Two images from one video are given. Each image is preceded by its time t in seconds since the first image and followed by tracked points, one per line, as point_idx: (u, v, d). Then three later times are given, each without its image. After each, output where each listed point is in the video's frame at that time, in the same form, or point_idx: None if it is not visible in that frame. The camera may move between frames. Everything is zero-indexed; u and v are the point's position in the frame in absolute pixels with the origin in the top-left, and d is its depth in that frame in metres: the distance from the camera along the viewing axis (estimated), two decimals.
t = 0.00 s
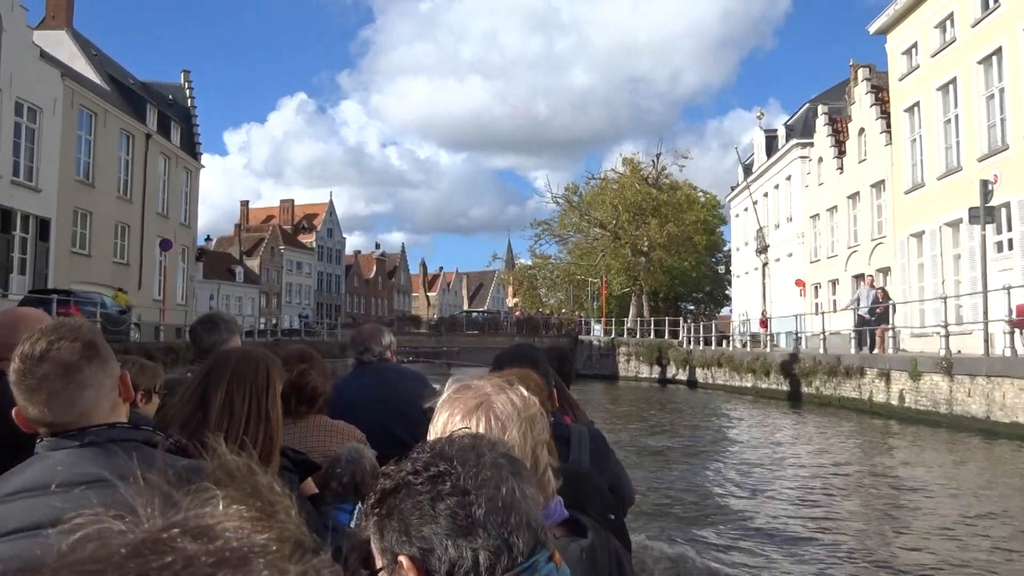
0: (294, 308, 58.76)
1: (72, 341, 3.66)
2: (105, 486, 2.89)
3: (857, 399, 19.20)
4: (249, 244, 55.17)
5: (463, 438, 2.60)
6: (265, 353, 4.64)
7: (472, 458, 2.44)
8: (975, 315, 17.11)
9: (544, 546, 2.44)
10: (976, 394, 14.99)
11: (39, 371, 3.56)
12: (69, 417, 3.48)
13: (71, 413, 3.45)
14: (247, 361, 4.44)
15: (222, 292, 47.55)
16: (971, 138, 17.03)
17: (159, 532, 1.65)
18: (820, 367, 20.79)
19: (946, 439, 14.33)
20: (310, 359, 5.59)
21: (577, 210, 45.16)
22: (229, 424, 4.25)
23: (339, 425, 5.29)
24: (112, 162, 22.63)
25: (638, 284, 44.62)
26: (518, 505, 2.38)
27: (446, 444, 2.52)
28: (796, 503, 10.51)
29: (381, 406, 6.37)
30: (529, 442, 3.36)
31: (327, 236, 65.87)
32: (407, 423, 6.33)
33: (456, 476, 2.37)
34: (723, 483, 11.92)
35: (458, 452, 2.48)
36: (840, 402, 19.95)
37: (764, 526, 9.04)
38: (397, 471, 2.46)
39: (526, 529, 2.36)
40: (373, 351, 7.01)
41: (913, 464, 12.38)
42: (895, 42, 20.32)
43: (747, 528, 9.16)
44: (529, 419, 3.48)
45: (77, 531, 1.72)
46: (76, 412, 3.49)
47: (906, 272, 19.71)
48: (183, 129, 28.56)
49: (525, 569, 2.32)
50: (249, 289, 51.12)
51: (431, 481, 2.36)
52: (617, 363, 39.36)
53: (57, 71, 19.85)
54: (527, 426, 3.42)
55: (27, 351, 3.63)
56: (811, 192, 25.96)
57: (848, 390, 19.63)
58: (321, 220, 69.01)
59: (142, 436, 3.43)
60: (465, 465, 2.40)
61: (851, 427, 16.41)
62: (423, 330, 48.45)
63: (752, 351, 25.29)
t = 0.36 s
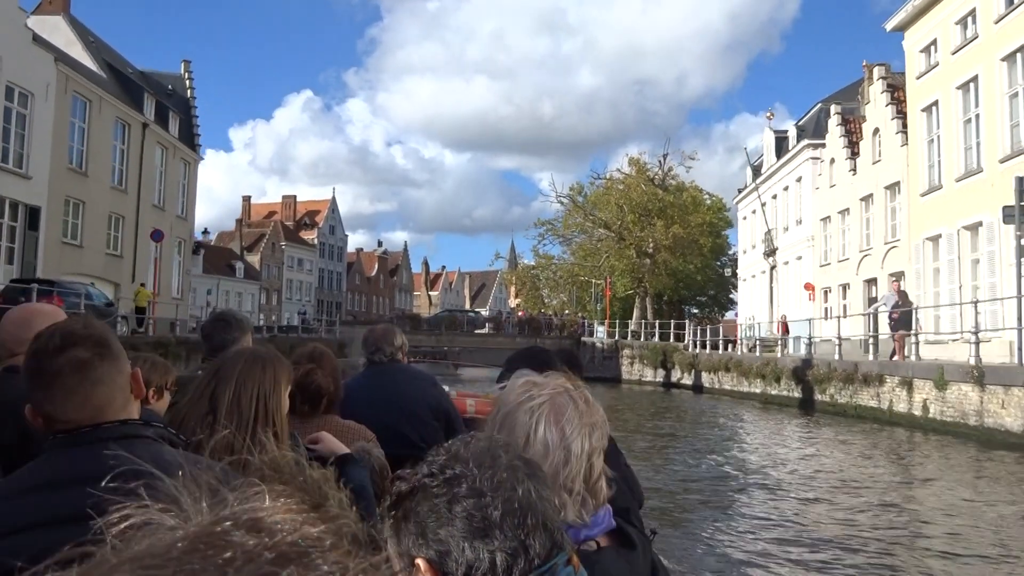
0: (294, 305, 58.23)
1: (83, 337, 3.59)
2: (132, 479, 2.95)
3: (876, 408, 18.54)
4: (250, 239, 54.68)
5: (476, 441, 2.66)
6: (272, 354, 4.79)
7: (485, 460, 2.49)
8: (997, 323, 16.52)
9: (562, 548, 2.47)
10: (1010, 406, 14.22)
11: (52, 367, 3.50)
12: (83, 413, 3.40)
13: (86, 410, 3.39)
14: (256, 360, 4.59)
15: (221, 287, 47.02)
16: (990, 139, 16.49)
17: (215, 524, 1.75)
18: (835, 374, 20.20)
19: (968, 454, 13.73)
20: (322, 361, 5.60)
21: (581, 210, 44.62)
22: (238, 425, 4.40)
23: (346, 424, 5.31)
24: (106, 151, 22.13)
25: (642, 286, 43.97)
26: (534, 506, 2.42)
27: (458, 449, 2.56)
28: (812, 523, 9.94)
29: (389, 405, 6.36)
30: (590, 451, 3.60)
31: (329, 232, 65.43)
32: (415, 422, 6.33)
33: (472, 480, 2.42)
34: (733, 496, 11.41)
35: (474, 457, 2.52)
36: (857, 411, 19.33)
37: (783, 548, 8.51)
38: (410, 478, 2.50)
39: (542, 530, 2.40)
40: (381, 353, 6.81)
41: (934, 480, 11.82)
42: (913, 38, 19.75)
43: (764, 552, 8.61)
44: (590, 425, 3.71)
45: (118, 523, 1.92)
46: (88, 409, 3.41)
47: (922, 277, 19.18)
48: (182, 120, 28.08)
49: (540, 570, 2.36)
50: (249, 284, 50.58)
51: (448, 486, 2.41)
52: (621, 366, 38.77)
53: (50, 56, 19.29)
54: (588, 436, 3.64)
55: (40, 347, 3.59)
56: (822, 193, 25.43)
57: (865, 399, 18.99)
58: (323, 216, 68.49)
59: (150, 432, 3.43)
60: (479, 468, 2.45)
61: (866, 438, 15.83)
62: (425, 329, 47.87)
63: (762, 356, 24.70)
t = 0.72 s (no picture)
0: (296, 306, 57.75)
1: (94, 340, 3.49)
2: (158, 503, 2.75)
3: (900, 415, 17.84)
4: (252, 240, 54.23)
5: (490, 444, 2.54)
6: (290, 359, 4.53)
7: (500, 467, 2.38)
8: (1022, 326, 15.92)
9: (575, 555, 2.50)
10: None
11: (62, 370, 3.42)
12: (96, 417, 3.32)
13: (97, 414, 3.31)
14: (275, 366, 4.35)
15: (222, 288, 46.52)
16: (1013, 135, 15.88)
17: (284, 514, 1.72)
18: (855, 379, 19.59)
19: (996, 464, 13.14)
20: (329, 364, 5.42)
21: (585, 211, 44.08)
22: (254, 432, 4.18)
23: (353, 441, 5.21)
24: (100, 146, 21.63)
25: (648, 288, 43.37)
26: (547, 512, 2.36)
27: (472, 454, 2.44)
28: (836, 542, 9.33)
29: (397, 408, 6.15)
30: (620, 460, 3.81)
31: (331, 233, 65.04)
32: (423, 426, 6.11)
33: (486, 486, 2.32)
34: (751, 509, 10.85)
35: (489, 462, 2.41)
36: (878, 418, 18.71)
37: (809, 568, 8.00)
38: (424, 482, 2.42)
39: (557, 537, 2.36)
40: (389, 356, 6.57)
41: (961, 493, 11.25)
42: (930, 32, 19.15)
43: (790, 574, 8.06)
44: (622, 435, 3.85)
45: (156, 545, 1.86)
46: (101, 412, 3.33)
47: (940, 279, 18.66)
48: (179, 117, 27.59)
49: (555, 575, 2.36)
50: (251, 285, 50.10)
51: (461, 493, 2.31)
52: (627, 369, 38.18)
53: (42, 49, 18.76)
54: (618, 444, 3.80)
55: (50, 350, 3.49)
56: (833, 193, 24.86)
57: (887, 405, 18.36)
58: (326, 217, 68.02)
59: (165, 434, 3.23)
60: (492, 476, 2.34)
61: (885, 447, 15.26)
62: (428, 331, 47.34)
63: (775, 360, 24.06)
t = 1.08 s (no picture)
0: (297, 307, 57.21)
1: (112, 344, 3.31)
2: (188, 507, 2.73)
3: (925, 419, 17.23)
4: (252, 241, 53.71)
5: (503, 443, 2.43)
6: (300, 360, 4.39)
7: (514, 468, 2.29)
8: None
9: (586, 557, 2.38)
10: None
11: (78, 374, 3.25)
12: (112, 423, 3.12)
13: (113, 419, 3.12)
14: (287, 368, 4.24)
15: (222, 289, 45.99)
16: None
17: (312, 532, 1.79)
18: (874, 381, 19.03)
19: None
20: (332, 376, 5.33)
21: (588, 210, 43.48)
22: (268, 436, 4.08)
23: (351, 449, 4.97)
24: (93, 143, 21.15)
25: (653, 287, 42.70)
26: (559, 515, 2.27)
27: (486, 453, 2.33)
28: (858, 555, 8.80)
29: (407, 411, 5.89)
30: (629, 465, 3.43)
31: (332, 234, 64.53)
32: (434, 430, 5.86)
33: (499, 487, 2.22)
34: (771, 519, 10.34)
35: (503, 462, 2.32)
36: (900, 421, 18.10)
37: None
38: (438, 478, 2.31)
39: (569, 540, 2.28)
40: (406, 358, 6.35)
41: (992, 504, 10.66)
42: (945, 22, 18.61)
43: None
44: (630, 439, 3.47)
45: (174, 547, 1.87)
46: (118, 417, 3.14)
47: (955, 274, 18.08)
48: (175, 114, 27.08)
49: None
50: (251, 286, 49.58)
51: (475, 492, 2.21)
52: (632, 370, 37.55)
53: (31, 43, 18.28)
54: (627, 450, 3.44)
55: (69, 355, 3.34)
56: (843, 189, 24.32)
57: (910, 408, 17.74)
58: (327, 218, 67.47)
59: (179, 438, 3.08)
60: (507, 477, 2.24)
61: (905, 453, 14.67)
62: (430, 332, 46.75)
63: (787, 360, 23.50)
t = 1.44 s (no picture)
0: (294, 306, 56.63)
1: (118, 341, 3.18)
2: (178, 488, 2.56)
3: (947, 423, 16.66)
4: (249, 240, 53.13)
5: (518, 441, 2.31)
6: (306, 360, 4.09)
7: (529, 466, 2.16)
8: None
9: (593, 557, 2.26)
10: None
11: (83, 373, 3.12)
12: (119, 423, 3.00)
13: (119, 418, 3.00)
14: (292, 368, 3.91)
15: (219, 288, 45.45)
16: None
17: (305, 518, 1.63)
18: (891, 381, 18.55)
19: None
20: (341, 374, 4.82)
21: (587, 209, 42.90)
22: (270, 436, 3.76)
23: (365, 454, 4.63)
24: (81, 137, 20.59)
25: (655, 286, 42.08)
26: (571, 516, 2.14)
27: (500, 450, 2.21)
28: (879, 572, 8.21)
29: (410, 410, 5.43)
30: (629, 464, 3.05)
31: (330, 233, 63.93)
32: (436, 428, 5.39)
33: (510, 485, 2.10)
34: (785, 527, 9.81)
35: (516, 459, 2.19)
36: (918, 423, 17.61)
37: None
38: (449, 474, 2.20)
39: (581, 542, 2.15)
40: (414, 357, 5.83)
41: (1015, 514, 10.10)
42: (958, 13, 18.05)
43: None
44: (629, 439, 3.09)
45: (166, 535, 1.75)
46: (124, 416, 3.02)
47: (968, 273, 17.55)
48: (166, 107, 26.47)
49: None
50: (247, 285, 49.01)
51: (486, 488, 2.09)
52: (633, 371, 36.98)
53: (14, 32, 17.71)
54: (628, 449, 3.06)
55: (75, 352, 3.20)
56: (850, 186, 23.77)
57: (931, 409, 17.27)
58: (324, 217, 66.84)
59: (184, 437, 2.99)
60: (519, 475, 2.12)
61: (918, 459, 14.10)
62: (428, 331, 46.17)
63: (796, 361, 22.98)
